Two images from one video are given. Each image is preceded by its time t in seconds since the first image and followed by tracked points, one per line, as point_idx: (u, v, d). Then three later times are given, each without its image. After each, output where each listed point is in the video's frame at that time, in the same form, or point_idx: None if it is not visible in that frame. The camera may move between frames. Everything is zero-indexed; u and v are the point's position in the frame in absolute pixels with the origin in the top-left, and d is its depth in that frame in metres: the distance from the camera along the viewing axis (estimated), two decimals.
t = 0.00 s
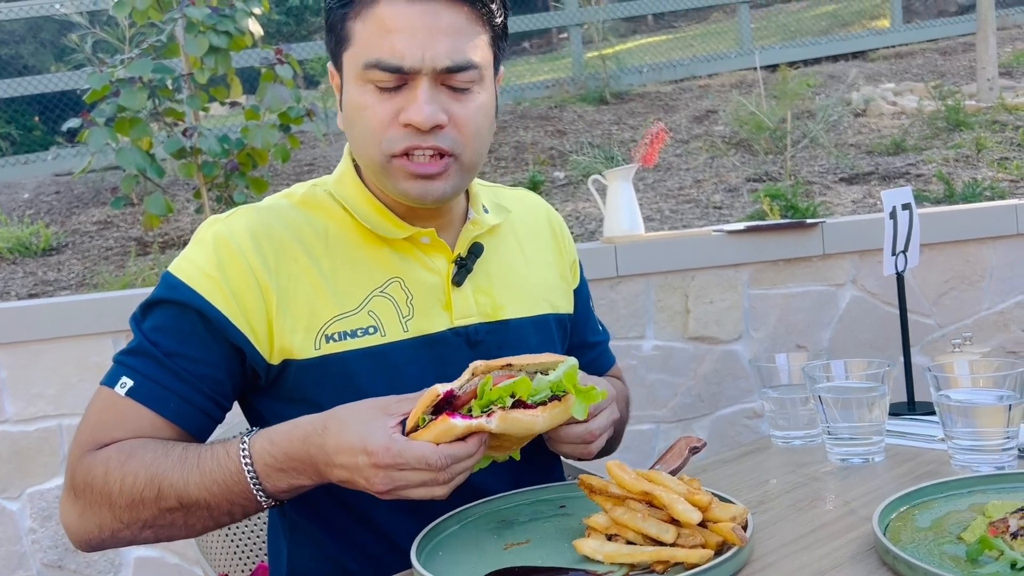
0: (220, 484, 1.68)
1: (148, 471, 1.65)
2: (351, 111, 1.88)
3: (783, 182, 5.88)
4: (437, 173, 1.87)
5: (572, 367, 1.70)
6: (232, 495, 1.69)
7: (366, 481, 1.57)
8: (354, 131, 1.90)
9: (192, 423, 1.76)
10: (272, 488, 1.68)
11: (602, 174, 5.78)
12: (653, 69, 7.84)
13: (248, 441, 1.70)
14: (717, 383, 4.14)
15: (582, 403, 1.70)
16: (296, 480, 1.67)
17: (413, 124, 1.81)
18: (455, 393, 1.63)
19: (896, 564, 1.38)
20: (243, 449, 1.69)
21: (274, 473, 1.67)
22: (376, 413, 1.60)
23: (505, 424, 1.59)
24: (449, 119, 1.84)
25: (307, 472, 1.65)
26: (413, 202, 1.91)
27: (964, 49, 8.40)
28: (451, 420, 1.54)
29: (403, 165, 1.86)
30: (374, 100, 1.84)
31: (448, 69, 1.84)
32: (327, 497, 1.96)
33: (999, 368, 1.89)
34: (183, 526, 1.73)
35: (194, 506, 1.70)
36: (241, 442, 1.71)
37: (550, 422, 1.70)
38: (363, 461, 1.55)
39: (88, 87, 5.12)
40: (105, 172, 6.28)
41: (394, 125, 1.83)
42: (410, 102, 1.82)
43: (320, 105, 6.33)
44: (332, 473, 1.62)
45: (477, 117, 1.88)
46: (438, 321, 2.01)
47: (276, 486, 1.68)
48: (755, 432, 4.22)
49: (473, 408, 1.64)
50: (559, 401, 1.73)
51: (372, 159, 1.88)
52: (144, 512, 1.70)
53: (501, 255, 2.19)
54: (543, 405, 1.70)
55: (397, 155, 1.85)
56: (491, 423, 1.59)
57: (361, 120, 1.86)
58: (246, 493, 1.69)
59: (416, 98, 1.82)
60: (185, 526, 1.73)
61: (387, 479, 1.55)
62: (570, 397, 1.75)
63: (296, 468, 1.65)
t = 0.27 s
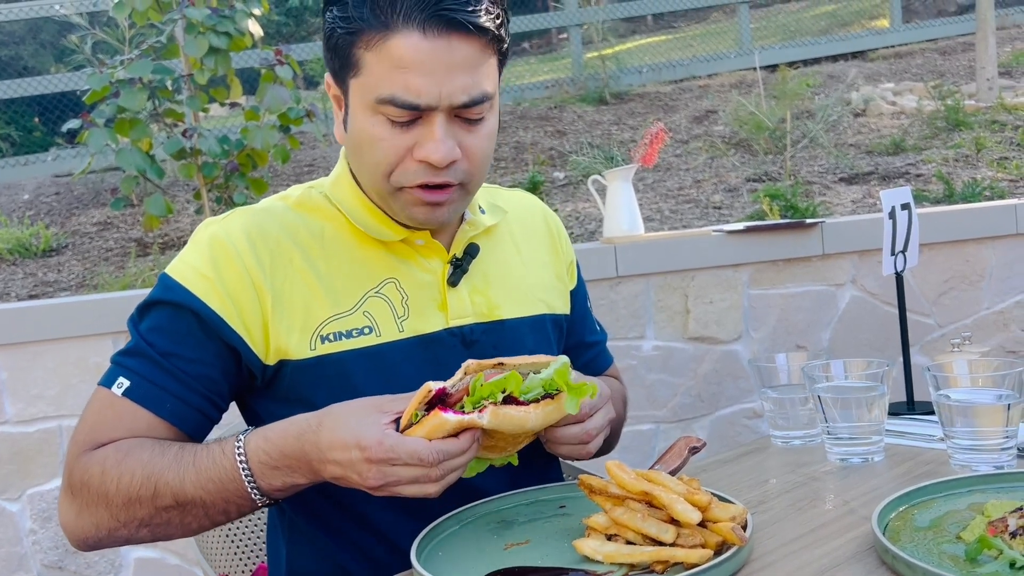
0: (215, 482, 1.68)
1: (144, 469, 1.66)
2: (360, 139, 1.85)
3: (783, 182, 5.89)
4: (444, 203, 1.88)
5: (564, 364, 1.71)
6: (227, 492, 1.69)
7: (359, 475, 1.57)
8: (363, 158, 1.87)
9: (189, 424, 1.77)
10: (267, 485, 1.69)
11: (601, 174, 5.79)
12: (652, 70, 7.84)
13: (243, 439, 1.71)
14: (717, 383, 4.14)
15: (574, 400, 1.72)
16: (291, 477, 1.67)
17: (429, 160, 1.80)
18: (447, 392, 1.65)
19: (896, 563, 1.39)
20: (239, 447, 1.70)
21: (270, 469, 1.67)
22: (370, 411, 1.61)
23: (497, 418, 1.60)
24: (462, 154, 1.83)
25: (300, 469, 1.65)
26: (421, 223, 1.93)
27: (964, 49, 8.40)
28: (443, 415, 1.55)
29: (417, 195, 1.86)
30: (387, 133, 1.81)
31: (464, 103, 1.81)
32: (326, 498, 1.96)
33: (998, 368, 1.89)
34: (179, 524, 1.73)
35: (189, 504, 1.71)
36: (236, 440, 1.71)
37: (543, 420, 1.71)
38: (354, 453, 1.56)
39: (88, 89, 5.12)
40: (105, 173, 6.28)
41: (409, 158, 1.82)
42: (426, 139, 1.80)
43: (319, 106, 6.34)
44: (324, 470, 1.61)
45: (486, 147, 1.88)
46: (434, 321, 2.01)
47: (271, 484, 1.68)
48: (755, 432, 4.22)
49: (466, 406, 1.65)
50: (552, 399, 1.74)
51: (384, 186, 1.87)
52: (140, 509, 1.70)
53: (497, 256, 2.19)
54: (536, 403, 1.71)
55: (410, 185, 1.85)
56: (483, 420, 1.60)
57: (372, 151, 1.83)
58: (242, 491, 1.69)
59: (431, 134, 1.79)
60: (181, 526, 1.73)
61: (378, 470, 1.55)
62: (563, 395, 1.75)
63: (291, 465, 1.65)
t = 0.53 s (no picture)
0: (212, 485, 1.68)
1: (142, 471, 1.66)
2: (359, 151, 1.85)
3: (782, 181, 5.89)
4: (443, 214, 1.88)
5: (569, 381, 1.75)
6: (223, 494, 1.69)
7: (354, 475, 1.57)
8: (362, 169, 1.87)
9: (187, 426, 1.77)
10: (262, 489, 1.68)
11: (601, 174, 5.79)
12: (652, 69, 7.84)
13: (242, 440, 1.71)
14: (717, 383, 4.15)
15: (578, 417, 1.74)
16: (286, 483, 1.67)
17: (428, 175, 1.81)
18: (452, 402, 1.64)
19: (895, 562, 1.39)
20: (238, 448, 1.70)
21: (266, 472, 1.67)
22: (374, 415, 1.62)
23: (500, 434, 1.60)
24: (460, 166, 1.84)
25: (296, 471, 1.65)
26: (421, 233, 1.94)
27: (963, 48, 8.40)
28: (446, 422, 1.56)
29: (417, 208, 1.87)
30: (385, 146, 1.81)
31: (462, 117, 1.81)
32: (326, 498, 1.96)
33: (998, 366, 1.89)
34: (175, 528, 1.73)
35: (185, 507, 1.70)
36: (236, 442, 1.72)
37: (547, 435, 1.72)
38: (353, 450, 1.56)
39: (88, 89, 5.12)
40: (105, 173, 6.28)
41: (408, 171, 1.83)
42: (425, 153, 1.80)
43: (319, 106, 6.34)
44: (319, 471, 1.61)
45: (484, 159, 1.88)
46: (432, 324, 2.01)
47: (267, 489, 1.68)
48: (755, 431, 4.22)
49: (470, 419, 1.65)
50: (556, 414, 1.75)
51: (383, 198, 1.88)
52: (136, 512, 1.70)
53: (495, 258, 2.19)
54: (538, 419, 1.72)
55: (410, 197, 1.85)
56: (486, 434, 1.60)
57: (370, 163, 1.84)
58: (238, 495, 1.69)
59: (430, 148, 1.80)
60: (177, 529, 1.73)
61: (374, 468, 1.55)
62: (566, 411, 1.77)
63: (289, 468, 1.65)
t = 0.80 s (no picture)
0: (208, 490, 1.68)
1: (141, 472, 1.67)
2: (369, 147, 1.83)
3: (782, 179, 5.89)
4: (456, 205, 1.86)
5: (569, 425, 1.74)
6: (217, 502, 1.68)
7: (351, 482, 1.56)
8: (371, 165, 1.85)
9: (187, 427, 1.77)
10: (252, 495, 1.67)
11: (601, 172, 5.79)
12: (652, 67, 7.84)
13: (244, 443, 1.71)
14: (717, 381, 4.15)
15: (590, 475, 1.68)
16: (277, 490, 1.65)
17: (443, 164, 1.80)
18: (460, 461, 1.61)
19: (894, 559, 1.39)
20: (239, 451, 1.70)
21: (261, 480, 1.66)
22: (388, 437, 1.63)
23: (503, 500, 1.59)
24: (473, 155, 1.83)
25: (290, 477, 1.64)
26: (433, 232, 1.91)
27: (963, 46, 8.40)
28: (455, 475, 1.58)
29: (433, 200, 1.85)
30: (398, 138, 1.80)
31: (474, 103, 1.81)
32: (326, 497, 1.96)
33: (998, 363, 1.90)
34: (169, 533, 1.73)
35: (180, 512, 1.70)
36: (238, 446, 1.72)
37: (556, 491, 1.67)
38: (364, 459, 1.57)
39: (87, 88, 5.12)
40: (105, 173, 6.28)
41: (422, 162, 1.81)
42: (439, 140, 1.79)
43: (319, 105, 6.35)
44: (313, 476, 1.60)
45: (495, 148, 1.87)
46: (433, 324, 2.00)
47: (258, 497, 1.66)
48: (755, 430, 4.22)
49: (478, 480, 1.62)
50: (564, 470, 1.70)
51: (396, 194, 1.85)
52: (133, 514, 1.70)
53: (494, 255, 2.19)
54: (547, 478, 1.67)
55: (425, 189, 1.84)
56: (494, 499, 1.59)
57: (382, 156, 1.82)
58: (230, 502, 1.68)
59: (444, 136, 1.79)
60: (170, 535, 1.73)
61: (375, 478, 1.56)
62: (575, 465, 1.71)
63: (285, 475, 1.64)
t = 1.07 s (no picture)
0: (222, 492, 1.67)
1: (158, 474, 1.67)
2: (370, 133, 1.84)
3: (783, 176, 5.88)
4: (461, 187, 1.85)
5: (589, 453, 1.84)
6: (230, 503, 1.66)
7: (360, 472, 1.55)
8: (372, 153, 1.86)
9: (198, 428, 1.77)
10: (264, 491, 1.65)
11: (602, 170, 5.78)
12: (652, 65, 7.83)
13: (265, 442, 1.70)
14: (717, 377, 4.14)
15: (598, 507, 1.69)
16: (285, 486, 1.63)
17: (445, 148, 1.80)
18: (480, 487, 1.61)
19: (896, 553, 1.39)
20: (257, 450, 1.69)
21: (274, 479, 1.64)
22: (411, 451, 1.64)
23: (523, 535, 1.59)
24: (475, 139, 1.83)
25: (300, 471, 1.62)
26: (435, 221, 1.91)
27: (964, 43, 8.39)
28: (476, 512, 1.57)
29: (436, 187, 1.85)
30: (400, 123, 1.81)
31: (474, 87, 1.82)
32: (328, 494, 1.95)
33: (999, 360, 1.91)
34: (186, 536, 1.71)
35: (195, 514, 1.69)
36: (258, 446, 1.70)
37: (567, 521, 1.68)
38: (380, 453, 1.57)
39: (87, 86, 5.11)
40: (105, 171, 6.27)
41: (424, 148, 1.82)
42: (441, 124, 1.80)
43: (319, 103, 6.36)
44: (323, 468, 1.58)
45: (495, 132, 1.88)
46: (433, 317, 2.00)
47: (269, 494, 1.64)
48: (756, 426, 4.21)
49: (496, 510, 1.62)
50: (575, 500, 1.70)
51: (397, 181, 1.85)
52: (150, 517, 1.70)
53: (491, 247, 2.19)
54: (563, 507, 1.66)
55: (427, 175, 1.84)
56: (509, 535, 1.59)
57: (384, 142, 1.82)
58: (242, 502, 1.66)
59: (446, 119, 1.80)
60: (186, 538, 1.72)
61: (386, 470, 1.55)
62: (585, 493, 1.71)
63: (296, 471, 1.62)
